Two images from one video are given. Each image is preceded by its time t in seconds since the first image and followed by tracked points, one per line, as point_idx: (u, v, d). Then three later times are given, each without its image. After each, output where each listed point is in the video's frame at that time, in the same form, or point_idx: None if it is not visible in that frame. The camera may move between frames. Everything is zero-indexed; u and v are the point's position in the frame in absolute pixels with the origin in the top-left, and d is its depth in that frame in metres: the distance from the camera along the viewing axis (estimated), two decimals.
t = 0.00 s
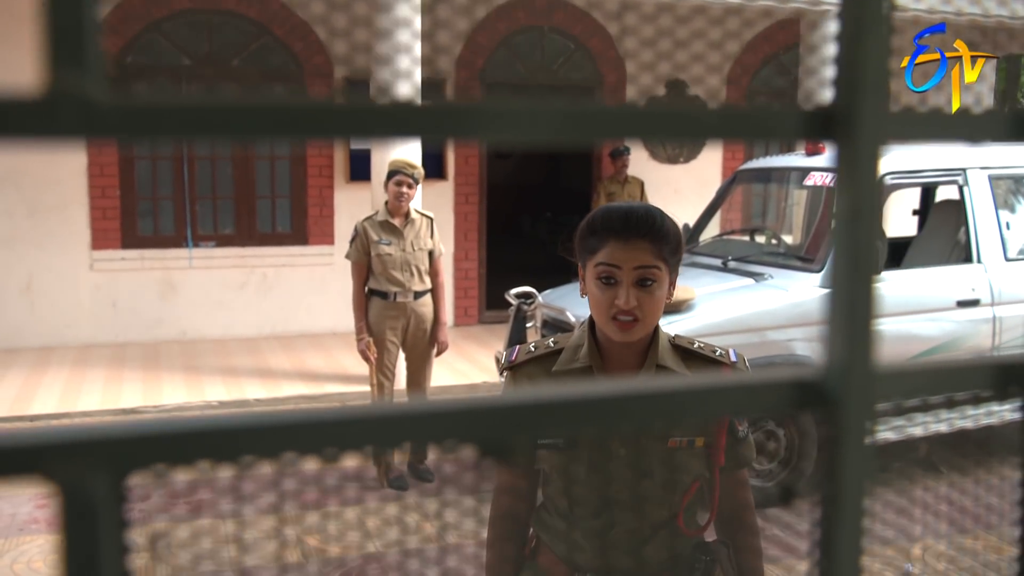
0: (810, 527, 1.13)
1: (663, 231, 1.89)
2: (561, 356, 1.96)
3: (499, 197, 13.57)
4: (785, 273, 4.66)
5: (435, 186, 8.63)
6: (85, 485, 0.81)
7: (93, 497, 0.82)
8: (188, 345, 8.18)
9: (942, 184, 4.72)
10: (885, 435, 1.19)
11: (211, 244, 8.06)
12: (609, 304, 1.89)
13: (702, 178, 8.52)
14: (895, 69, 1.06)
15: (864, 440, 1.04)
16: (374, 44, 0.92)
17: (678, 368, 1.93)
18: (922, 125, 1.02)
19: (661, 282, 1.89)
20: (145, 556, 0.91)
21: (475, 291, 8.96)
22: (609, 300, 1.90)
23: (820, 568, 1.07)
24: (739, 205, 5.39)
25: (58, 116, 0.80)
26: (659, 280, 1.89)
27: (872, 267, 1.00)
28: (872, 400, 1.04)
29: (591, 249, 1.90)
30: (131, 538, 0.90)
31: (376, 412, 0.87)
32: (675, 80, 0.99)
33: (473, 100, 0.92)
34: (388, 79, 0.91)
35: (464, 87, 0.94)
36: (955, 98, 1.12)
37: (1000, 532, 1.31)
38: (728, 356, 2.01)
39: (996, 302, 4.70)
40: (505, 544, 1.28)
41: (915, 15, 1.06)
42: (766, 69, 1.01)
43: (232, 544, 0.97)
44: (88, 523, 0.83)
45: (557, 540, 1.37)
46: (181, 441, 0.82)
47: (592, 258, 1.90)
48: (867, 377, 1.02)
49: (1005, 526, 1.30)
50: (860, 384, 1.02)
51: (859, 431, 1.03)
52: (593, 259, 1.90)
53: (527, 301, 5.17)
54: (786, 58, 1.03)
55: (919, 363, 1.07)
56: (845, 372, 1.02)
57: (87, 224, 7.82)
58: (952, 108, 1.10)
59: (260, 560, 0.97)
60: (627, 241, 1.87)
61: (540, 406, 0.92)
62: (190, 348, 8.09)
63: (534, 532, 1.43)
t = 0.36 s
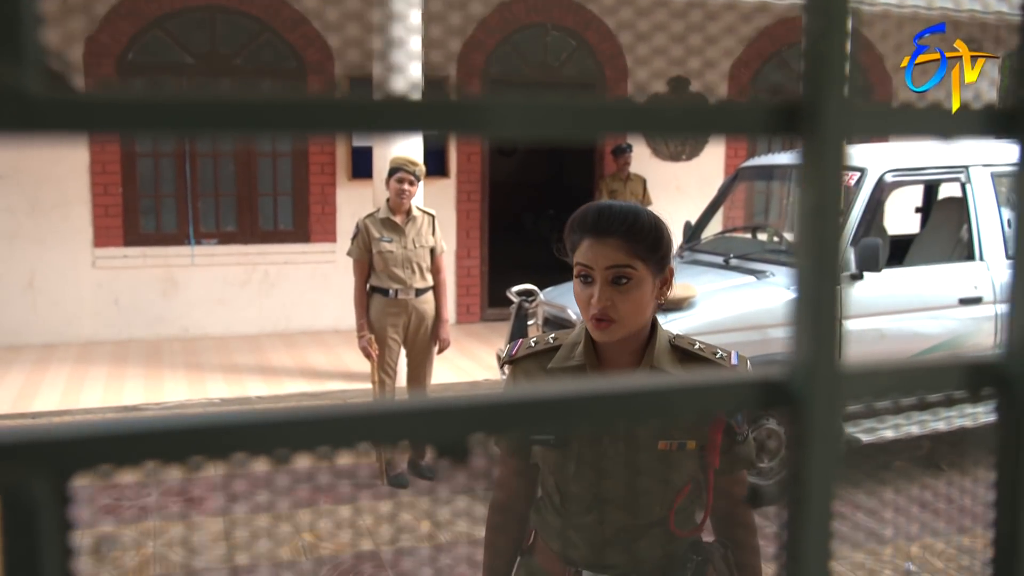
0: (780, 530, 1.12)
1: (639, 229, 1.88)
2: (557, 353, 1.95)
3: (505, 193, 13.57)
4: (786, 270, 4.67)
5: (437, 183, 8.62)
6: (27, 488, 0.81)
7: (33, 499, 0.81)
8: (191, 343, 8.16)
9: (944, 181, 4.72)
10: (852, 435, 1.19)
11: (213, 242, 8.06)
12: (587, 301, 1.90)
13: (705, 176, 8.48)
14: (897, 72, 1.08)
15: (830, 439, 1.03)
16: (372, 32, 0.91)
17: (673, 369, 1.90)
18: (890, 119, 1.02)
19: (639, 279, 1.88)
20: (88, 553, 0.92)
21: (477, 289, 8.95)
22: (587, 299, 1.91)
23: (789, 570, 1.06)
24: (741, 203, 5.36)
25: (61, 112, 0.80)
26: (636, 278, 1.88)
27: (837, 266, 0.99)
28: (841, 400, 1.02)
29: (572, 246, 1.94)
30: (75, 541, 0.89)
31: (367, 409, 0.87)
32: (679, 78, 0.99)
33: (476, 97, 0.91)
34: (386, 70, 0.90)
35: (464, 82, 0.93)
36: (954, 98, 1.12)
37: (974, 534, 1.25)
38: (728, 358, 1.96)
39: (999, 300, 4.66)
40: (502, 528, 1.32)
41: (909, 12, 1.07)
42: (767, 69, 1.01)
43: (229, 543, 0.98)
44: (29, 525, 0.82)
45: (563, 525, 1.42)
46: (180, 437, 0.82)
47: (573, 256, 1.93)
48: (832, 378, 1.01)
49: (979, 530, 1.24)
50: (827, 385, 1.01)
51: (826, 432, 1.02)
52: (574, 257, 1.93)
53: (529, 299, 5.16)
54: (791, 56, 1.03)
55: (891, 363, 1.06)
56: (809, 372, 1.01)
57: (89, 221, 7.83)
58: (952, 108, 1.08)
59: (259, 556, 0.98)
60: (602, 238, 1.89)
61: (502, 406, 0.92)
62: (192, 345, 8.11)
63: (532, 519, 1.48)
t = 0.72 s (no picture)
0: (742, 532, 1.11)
1: (643, 223, 1.88)
2: (557, 351, 1.95)
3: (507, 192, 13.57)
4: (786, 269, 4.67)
5: (438, 181, 8.62)
6: None
7: None
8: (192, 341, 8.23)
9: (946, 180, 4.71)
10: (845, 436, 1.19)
11: (214, 240, 8.04)
12: (590, 296, 1.89)
13: (707, 174, 8.46)
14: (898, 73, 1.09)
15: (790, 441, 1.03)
16: (374, 30, 0.90)
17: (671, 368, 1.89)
18: (861, 118, 1.03)
19: (642, 274, 1.87)
20: (22, 558, 0.93)
21: (478, 288, 8.93)
22: (590, 293, 1.90)
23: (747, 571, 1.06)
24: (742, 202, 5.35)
25: (59, 112, 0.80)
26: (640, 273, 1.87)
27: (793, 270, 0.99)
28: (798, 404, 1.02)
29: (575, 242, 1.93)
30: (5, 546, 0.90)
31: (371, 408, 0.90)
32: (679, 75, 1.00)
33: (476, 94, 0.91)
34: (387, 68, 0.90)
35: (465, 80, 0.92)
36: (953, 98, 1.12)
37: (939, 537, 1.27)
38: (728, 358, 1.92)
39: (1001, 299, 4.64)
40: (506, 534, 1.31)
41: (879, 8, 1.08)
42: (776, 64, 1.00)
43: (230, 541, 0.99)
44: None
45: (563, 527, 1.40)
46: (181, 436, 0.85)
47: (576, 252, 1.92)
48: (790, 382, 1.01)
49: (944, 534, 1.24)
50: (785, 388, 1.01)
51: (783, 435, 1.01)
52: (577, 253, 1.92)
53: (528, 297, 5.22)
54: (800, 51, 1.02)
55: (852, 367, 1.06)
56: (768, 375, 1.00)
57: (91, 220, 7.82)
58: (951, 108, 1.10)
59: (259, 556, 0.99)
60: (606, 231, 1.88)
61: (481, 406, 0.93)
62: (193, 344, 8.13)
63: (536, 525, 1.45)
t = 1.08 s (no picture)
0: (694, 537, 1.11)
1: (653, 222, 1.86)
2: (557, 351, 1.96)
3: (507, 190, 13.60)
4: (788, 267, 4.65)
5: (440, 180, 8.62)
6: None
7: None
8: (193, 338, 8.35)
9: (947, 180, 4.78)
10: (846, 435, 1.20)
11: (216, 238, 7.99)
12: (599, 296, 1.88)
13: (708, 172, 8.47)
14: (897, 71, 1.10)
15: (742, 445, 1.02)
16: (377, 27, 0.91)
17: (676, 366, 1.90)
18: (818, 114, 1.03)
19: (651, 273, 1.86)
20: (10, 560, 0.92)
21: (480, 286, 8.92)
22: (599, 292, 1.89)
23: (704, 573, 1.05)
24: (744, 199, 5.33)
25: (61, 108, 0.80)
26: (651, 272, 1.87)
27: (744, 273, 0.99)
28: (749, 407, 1.02)
29: (581, 241, 1.90)
30: None
31: (370, 408, 0.91)
32: (682, 72, 0.99)
33: (480, 92, 0.91)
34: (389, 64, 0.89)
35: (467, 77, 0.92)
36: (953, 98, 1.09)
37: (902, 541, 1.25)
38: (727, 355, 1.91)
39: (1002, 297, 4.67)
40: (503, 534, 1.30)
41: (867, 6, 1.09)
42: (777, 60, 1.03)
43: (232, 539, 0.97)
44: None
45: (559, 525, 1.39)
46: (182, 433, 0.86)
47: (582, 250, 1.90)
48: (741, 386, 1.01)
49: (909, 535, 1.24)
50: (735, 392, 1.01)
51: (733, 439, 1.01)
52: (583, 252, 1.90)
53: (530, 296, 5.20)
54: (793, 51, 1.05)
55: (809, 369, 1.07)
56: (718, 378, 1.01)
57: (92, 218, 7.79)
58: (953, 107, 1.09)
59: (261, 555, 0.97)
60: (615, 230, 1.86)
61: (438, 408, 0.93)
62: (194, 342, 8.17)
63: (533, 516, 1.44)
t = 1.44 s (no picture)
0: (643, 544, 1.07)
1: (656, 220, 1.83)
2: (551, 349, 1.97)
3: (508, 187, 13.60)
4: (787, 264, 4.65)
5: (440, 177, 8.61)
6: None
7: None
8: (194, 335, 8.37)
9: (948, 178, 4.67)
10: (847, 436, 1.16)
11: (216, 236, 8.02)
12: (600, 293, 1.87)
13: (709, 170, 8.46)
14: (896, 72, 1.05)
15: (689, 447, 0.98)
16: (377, 21, 0.90)
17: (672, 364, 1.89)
18: (774, 108, 0.98)
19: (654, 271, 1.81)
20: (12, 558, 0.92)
21: (480, 284, 8.93)
22: (600, 290, 1.87)
23: None
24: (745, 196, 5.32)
25: (56, 103, 0.79)
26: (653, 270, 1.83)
27: (691, 270, 0.95)
28: (697, 408, 0.99)
29: (582, 238, 1.90)
30: None
31: (370, 403, 0.90)
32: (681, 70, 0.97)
33: (475, 87, 0.90)
34: (390, 58, 0.88)
35: (468, 71, 0.92)
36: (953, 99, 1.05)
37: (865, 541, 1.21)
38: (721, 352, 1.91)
39: (1001, 295, 4.71)
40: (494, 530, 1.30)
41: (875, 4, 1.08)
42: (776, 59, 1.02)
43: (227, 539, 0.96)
44: None
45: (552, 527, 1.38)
46: (180, 430, 0.85)
47: (583, 248, 1.89)
48: (688, 386, 0.97)
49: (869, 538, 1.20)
50: (682, 393, 0.97)
51: (679, 441, 0.98)
52: (584, 249, 1.89)
53: (528, 293, 5.24)
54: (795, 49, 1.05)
55: (764, 369, 1.03)
56: (664, 378, 0.97)
57: (92, 215, 7.80)
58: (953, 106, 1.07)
59: (263, 552, 0.97)
60: (617, 229, 1.85)
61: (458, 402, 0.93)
62: (194, 339, 8.21)
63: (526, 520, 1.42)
